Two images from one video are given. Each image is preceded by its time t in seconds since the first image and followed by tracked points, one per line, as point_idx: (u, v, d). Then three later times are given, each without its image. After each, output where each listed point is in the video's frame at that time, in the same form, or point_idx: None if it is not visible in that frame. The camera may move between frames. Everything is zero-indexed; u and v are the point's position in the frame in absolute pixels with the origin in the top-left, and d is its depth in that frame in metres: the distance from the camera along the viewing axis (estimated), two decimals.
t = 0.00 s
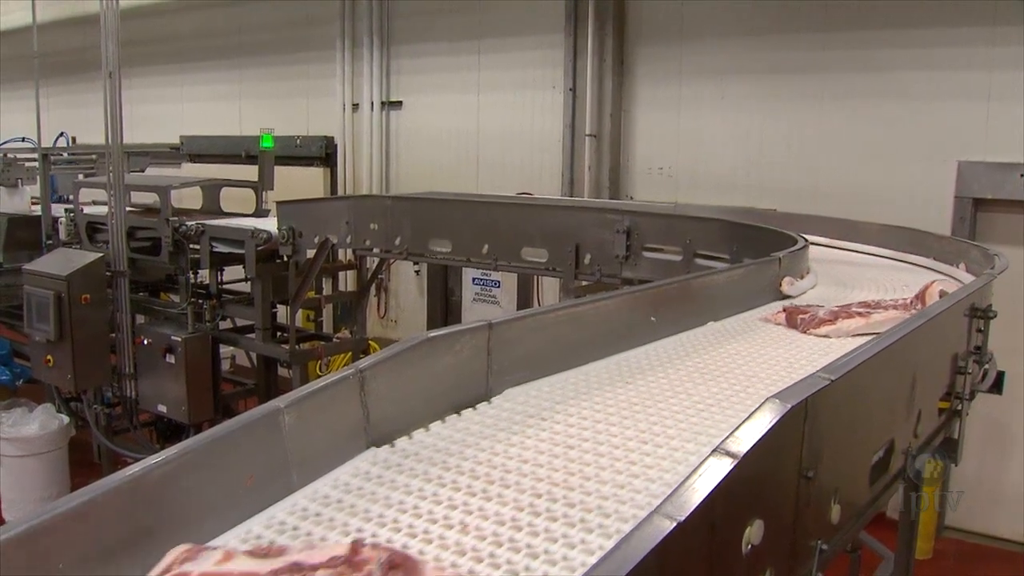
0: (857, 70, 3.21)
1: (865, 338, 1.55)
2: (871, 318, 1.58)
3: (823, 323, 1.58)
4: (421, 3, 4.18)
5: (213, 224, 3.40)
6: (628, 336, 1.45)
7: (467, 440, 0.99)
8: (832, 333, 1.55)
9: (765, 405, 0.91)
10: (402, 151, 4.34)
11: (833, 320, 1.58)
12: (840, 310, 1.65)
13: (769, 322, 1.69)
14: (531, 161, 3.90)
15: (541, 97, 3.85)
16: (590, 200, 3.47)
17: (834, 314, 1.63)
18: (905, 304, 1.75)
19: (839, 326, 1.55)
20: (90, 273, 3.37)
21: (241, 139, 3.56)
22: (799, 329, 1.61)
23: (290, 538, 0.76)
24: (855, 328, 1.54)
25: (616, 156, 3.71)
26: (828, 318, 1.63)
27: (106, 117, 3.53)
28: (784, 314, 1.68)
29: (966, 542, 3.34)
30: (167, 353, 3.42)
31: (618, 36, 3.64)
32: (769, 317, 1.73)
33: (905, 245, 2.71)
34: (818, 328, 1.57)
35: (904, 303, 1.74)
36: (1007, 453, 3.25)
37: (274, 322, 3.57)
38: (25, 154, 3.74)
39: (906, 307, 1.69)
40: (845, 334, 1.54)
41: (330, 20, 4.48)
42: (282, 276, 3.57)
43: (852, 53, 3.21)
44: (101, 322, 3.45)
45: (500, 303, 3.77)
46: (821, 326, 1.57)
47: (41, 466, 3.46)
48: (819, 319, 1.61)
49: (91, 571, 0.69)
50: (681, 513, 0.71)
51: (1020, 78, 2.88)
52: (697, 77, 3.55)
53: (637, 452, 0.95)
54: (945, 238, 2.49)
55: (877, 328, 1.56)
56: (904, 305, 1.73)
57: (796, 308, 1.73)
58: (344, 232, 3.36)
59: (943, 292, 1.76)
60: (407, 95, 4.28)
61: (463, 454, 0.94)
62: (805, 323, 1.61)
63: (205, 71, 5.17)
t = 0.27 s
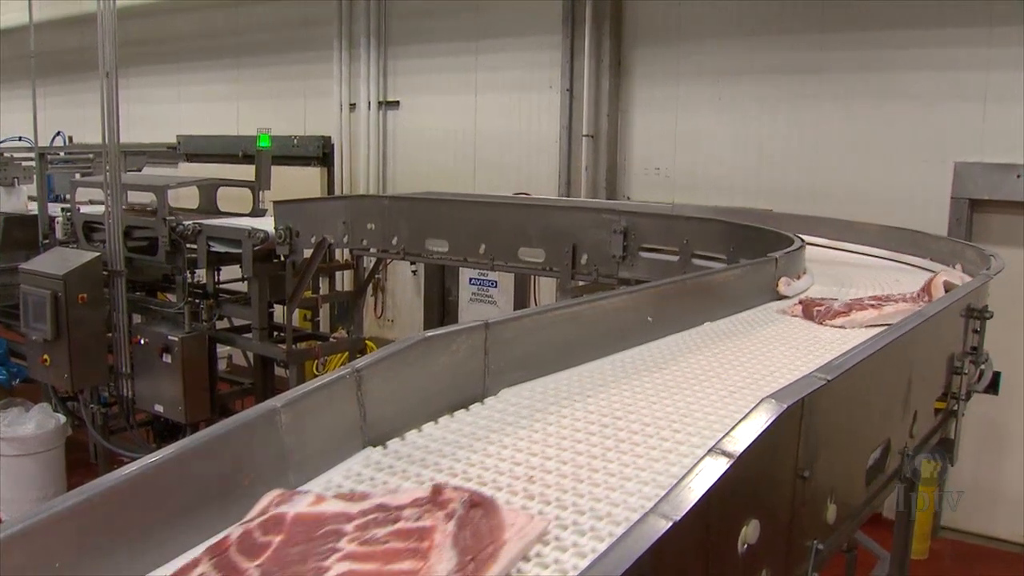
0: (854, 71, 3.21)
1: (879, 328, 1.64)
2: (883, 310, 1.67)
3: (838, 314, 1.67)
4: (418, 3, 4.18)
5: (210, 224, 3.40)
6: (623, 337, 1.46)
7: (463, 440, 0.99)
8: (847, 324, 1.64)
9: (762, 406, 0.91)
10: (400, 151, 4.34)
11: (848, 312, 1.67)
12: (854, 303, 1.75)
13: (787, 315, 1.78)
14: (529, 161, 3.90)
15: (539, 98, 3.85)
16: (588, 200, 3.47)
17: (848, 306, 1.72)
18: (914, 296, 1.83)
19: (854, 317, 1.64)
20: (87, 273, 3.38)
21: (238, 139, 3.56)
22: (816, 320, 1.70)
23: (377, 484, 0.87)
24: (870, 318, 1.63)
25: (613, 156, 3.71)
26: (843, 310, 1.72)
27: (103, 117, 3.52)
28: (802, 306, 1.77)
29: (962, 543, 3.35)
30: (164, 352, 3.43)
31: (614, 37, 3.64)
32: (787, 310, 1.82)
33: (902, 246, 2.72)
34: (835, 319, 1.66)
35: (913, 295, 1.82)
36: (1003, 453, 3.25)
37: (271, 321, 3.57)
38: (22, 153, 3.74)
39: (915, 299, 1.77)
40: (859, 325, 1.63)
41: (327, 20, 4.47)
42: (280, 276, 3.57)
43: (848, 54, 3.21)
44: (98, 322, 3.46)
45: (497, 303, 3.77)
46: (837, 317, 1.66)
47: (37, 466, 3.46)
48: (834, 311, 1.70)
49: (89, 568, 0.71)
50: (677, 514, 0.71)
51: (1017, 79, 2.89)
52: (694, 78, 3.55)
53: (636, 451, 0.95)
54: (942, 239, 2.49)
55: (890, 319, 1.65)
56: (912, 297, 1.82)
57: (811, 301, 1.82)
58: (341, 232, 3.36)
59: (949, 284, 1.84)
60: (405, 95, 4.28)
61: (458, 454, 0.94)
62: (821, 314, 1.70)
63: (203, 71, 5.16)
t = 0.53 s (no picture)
0: (861, 71, 3.21)
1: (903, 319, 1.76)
2: (907, 303, 1.79)
3: (865, 307, 1.79)
4: (427, 2, 4.18)
5: (219, 223, 3.41)
6: (632, 336, 1.45)
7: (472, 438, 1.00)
8: (875, 315, 1.76)
9: (774, 405, 0.91)
10: (408, 150, 4.34)
11: (874, 306, 1.79)
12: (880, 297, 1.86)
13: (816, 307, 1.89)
14: (537, 161, 3.90)
15: (547, 97, 3.85)
16: (597, 200, 3.47)
17: (875, 300, 1.84)
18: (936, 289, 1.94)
19: (881, 310, 1.76)
20: (96, 272, 3.39)
21: (247, 138, 3.57)
22: (844, 311, 1.82)
23: (456, 439, 1.01)
24: (895, 311, 1.75)
25: (622, 155, 3.71)
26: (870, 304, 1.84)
27: (112, 116, 3.53)
28: (829, 299, 1.89)
29: (971, 544, 3.34)
30: (173, 351, 3.43)
31: (623, 37, 3.64)
32: (817, 302, 1.93)
33: (912, 246, 2.71)
34: (863, 311, 1.78)
35: (936, 289, 1.92)
36: (1012, 454, 3.24)
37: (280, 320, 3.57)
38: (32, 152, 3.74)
39: (937, 293, 1.88)
40: (886, 317, 1.75)
41: (336, 19, 4.48)
42: (288, 275, 3.57)
43: (855, 53, 3.21)
44: (108, 321, 3.46)
45: (506, 302, 3.77)
46: (865, 310, 1.78)
47: (46, 464, 3.47)
48: (862, 304, 1.82)
49: (96, 566, 0.71)
50: (688, 513, 0.71)
51: None
52: (703, 77, 3.54)
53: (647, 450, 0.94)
54: (952, 239, 2.48)
55: (914, 311, 1.77)
56: (934, 291, 1.92)
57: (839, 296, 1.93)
58: (350, 231, 3.36)
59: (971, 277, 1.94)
60: (413, 95, 4.28)
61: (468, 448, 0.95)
62: (849, 307, 1.82)
63: (211, 70, 5.17)
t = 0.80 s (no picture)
0: (887, 72, 3.18)
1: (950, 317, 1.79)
2: (952, 301, 1.82)
3: (913, 305, 1.81)
4: (453, 5, 4.18)
5: (246, 226, 3.43)
6: (664, 340, 1.44)
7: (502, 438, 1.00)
8: (923, 313, 1.78)
9: (804, 412, 0.91)
10: (433, 153, 4.34)
11: (921, 304, 1.82)
12: (924, 296, 1.88)
13: (861, 306, 1.91)
14: (562, 164, 3.89)
15: (573, 100, 3.84)
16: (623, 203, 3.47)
17: (920, 299, 1.87)
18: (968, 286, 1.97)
19: (929, 307, 1.79)
20: (125, 275, 3.41)
21: (274, 141, 3.59)
22: (891, 310, 1.85)
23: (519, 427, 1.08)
24: (941, 309, 1.78)
25: (648, 157, 3.70)
26: (915, 302, 1.86)
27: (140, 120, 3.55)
28: (874, 298, 1.91)
29: (1003, 551, 3.30)
30: (200, 353, 3.45)
31: (650, 39, 3.62)
32: (860, 302, 1.95)
33: (943, 249, 2.68)
34: (911, 310, 1.80)
35: (971, 285, 1.95)
36: None
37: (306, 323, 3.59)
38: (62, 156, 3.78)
39: (976, 289, 1.91)
40: (934, 314, 1.78)
41: (362, 23, 4.49)
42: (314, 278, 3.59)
43: (882, 55, 3.18)
44: (136, 323, 3.48)
45: (531, 306, 3.77)
46: (913, 308, 1.81)
47: (75, 465, 3.50)
48: (909, 303, 1.85)
49: (130, 567, 0.73)
50: (721, 519, 0.70)
51: None
52: (729, 79, 3.53)
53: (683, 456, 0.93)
54: (987, 243, 2.46)
55: (959, 309, 1.80)
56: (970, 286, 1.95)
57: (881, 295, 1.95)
58: (377, 234, 3.39)
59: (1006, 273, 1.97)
60: (438, 98, 4.29)
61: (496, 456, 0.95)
62: (896, 306, 1.85)
63: (237, 74, 5.20)
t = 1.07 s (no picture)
0: (936, 75, 3.12)
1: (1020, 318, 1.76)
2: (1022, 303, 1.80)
3: (982, 307, 1.78)
4: (501, 6, 4.17)
5: (294, 227, 3.45)
6: (714, 347, 1.44)
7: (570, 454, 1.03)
8: (992, 314, 1.76)
9: (864, 421, 0.95)
10: (479, 155, 4.34)
11: (989, 305, 1.79)
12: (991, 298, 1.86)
13: (927, 306, 1.89)
14: (609, 166, 3.87)
15: (620, 101, 3.82)
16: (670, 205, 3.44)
17: (988, 300, 1.84)
18: None
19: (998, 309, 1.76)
20: (174, 274, 3.45)
21: (322, 142, 3.62)
22: (959, 311, 1.82)
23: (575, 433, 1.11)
24: (1011, 311, 1.75)
25: (697, 158, 3.67)
26: (983, 304, 1.83)
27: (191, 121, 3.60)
28: (941, 300, 1.88)
29: None
30: (247, 353, 3.48)
31: (699, 40, 3.59)
32: (923, 303, 1.92)
33: (1001, 255, 2.62)
34: (981, 311, 1.77)
35: None
36: None
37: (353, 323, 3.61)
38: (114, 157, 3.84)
39: None
40: (1003, 315, 1.75)
41: (410, 24, 4.51)
42: (361, 278, 3.60)
43: (931, 57, 3.12)
44: (184, 322, 3.52)
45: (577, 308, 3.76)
46: (982, 309, 1.78)
47: (124, 461, 3.53)
48: (976, 304, 1.82)
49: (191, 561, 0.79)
50: (781, 529, 0.74)
51: None
52: (778, 80, 3.49)
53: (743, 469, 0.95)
54: None
55: None
56: None
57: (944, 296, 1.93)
58: (424, 235, 3.42)
59: None
60: (485, 100, 4.28)
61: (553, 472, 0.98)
62: (964, 307, 1.82)
63: (285, 75, 5.24)
